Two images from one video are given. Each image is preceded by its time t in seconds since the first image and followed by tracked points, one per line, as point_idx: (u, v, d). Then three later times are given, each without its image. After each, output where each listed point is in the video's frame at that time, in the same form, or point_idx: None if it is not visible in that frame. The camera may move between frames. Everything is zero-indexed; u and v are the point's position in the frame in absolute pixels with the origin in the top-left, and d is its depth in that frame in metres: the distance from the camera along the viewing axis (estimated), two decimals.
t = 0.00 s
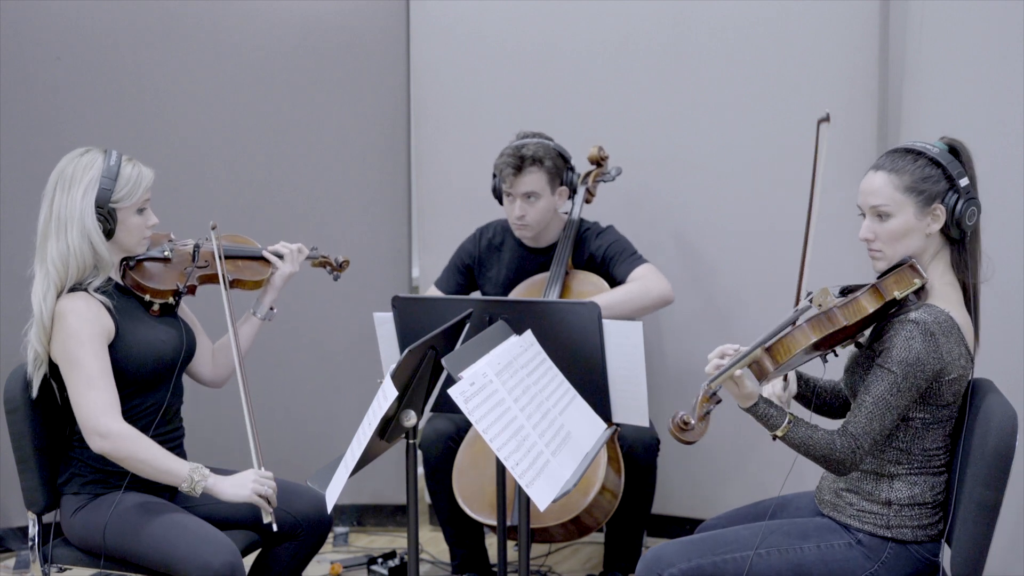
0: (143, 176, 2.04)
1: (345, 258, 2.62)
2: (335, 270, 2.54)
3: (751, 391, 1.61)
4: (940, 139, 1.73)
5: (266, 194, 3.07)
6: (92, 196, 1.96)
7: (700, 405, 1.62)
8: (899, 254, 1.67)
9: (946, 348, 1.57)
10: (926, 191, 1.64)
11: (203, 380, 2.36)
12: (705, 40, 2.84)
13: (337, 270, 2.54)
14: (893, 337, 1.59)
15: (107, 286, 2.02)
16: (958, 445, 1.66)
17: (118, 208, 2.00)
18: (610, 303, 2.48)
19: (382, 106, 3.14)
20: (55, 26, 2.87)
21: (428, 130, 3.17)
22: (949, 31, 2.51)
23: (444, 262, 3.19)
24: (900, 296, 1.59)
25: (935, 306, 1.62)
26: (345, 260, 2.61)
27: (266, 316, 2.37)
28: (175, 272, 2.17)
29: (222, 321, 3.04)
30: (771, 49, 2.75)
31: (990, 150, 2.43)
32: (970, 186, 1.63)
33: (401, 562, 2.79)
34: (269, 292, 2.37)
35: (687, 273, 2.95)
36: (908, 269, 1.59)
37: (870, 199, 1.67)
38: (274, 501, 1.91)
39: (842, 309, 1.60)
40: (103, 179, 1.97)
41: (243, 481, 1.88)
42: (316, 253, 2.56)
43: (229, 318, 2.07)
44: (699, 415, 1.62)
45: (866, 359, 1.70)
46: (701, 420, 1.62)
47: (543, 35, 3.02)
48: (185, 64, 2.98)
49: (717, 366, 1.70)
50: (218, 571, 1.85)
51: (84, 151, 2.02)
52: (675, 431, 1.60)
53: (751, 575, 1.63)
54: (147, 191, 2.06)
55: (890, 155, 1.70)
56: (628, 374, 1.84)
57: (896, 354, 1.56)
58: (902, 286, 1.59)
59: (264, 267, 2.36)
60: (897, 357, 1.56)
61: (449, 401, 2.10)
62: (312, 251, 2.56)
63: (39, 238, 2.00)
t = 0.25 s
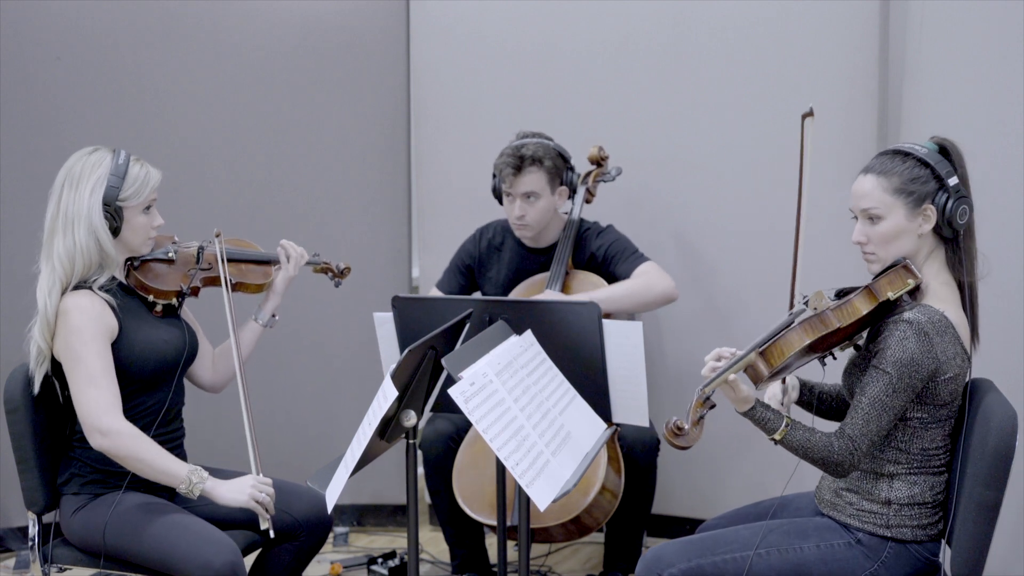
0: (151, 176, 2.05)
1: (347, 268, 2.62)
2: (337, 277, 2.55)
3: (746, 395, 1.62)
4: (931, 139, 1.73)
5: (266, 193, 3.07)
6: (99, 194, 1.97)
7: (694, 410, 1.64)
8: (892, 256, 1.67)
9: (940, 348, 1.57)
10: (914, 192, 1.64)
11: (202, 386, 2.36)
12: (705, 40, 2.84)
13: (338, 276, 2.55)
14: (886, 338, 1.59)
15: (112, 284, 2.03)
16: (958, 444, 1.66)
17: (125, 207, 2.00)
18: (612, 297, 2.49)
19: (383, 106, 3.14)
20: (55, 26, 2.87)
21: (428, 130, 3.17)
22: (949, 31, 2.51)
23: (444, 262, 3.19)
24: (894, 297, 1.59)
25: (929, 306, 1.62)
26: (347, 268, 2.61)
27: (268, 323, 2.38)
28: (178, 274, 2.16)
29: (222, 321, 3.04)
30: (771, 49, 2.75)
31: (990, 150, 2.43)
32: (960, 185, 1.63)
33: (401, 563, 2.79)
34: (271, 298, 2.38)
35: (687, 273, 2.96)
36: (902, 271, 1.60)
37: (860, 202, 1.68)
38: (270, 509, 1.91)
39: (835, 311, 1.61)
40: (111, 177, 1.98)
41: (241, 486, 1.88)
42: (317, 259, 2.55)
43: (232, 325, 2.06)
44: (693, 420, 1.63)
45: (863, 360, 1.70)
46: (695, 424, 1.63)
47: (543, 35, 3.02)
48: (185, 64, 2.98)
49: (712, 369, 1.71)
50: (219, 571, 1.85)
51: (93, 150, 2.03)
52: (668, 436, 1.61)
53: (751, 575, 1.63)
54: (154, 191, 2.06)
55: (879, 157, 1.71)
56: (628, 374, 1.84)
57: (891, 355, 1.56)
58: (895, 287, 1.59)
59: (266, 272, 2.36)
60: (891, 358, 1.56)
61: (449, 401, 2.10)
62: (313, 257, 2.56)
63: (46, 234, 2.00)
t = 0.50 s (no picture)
0: (153, 176, 2.04)
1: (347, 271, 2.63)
2: (338, 279, 2.55)
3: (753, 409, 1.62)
4: (914, 140, 1.73)
5: (266, 193, 3.07)
6: (101, 194, 1.97)
7: (707, 428, 1.64)
8: (886, 262, 1.67)
9: (941, 351, 1.57)
10: (904, 198, 1.64)
11: (202, 387, 2.36)
12: (705, 40, 2.84)
13: (339, 279, 2.56)
14: (887, 342, 1.59)
15: (112, 285, 2.02)
16: (958, 444, 1.66)
17: (127, 207, 2.00)
18: (619, 289, 2.52)
19: (383, 107, 3.14)
20: (55, 26, 2.87)
21: (428, 130, 3.17)
22: (949, 31, 2.51)
23: (444, 262, 3.20)
24: (893, 302, 1.60)
25: (927, 309, 1.62)
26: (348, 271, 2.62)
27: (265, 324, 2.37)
28: (178, 275, 2.16)
29: (222, 321, 3.04)
30: (771, 49, 2.75)
31: (990, 150, 2.43)
32: (948, 186, 1.64)
33: (401, 563, 2.79)
34: (270, 299, 2.37)
35: (687, 273, 2.96)
36: (899, 275, 1.61)
37: (850, 211, 1.67)
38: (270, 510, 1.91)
39: (836, 319, 1.61)
40: (112, 177, 1.98)
41: (242, 485, 1.88)
42: (318, 262, 2.55)
43: (233, 324, 2.07)
44: (705, 439, 1.63)
45: (862, 365, 1.70)
46: (708, 443, 1.63)
47: (544, 35, 3.02)
48: (185, 64, 2.98)
49: (722, 386, 1.70)
50: (220, 570, 1.84)
51: (95, 150, 2.03)
52: (683, 457, 1.62)
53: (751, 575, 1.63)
54: (156, 192, 2.06)
55: (865, 163, 1.70)
56: (628, 374, 1.84)
57: (892, 359, 1.56)
58: (894, 292, 1.60)
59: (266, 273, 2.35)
60: (893, 363, 1.56)
61: (449, 401, 2.10)
62: (314, 259, 2.56)
63: (48, 234, 2.00)
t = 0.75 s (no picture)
0: (149, 177, 2.04)
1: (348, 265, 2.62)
2: (339, 275, 2.53)
3: (760, 419, 1.60)
4: (908, 140, 1.73)
5: (266, 194, 3.07)
6: (95, 195, 1.96)
7: (719, 440, 1.63)
8: (885, 263, 1.67)
9: (943, 354, 1.57)
10: (903, 199, 1.64)
11: (203, 384, 2.36)
12: (705, 40, 2.84)
13: (341, 276, 2.54)
14: (891, 345, 1.59)
15: (109, 286, 2.03)
16: (958, 445, 1.66)
17: (122, 208, 2.00)
18: (627, 283, 2.54)
19: (383, 107, 3.14)
20: (55, 26, 2.87)
21: (428, 130, 3.17)
22: (949, 31, 2.51)
23: (444, 262, 3.20)
24: (895, 305, 1.59)
25: (928, 310, 1.62)
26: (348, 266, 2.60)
27: (264, 321, 2.37)
28: (178, 275, 2.17)
29: (222, 321, 3.04)
30: (771, 49, 2.75)
31: (990, 150, 2.43)
32: (946, 187, 1.64)
33: (401, 563, 2.78)
34: (270, 297, 2.36)
35: (687, 273, 2.96)
36: (901, 277, 1.59)
37: (849, 213, 1.67)
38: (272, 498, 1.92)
39: (841, 323, 1.59)
40: (107, 178, 1.97)
41: (243, 475, 1.89)
42: (320, 258, 2.55)
43: (233, 321, 2.07)
44: (718, 452, 1.61)
45: (862, 367, 1.70)
46: (721, 455, 1.61)
47: (544, 35, 3.02)
48: (185, 64, 2.98)
49: (723, 401, 1.72)
50: (221, 569, 1.85)
51: (91, 151, 2.02)
52: (697, 470, 1.59)
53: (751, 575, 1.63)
54: (152, 193, 2.06)
55: (861, 165, 1.70)
56: (628, 374, 1.84)
57: (896, 362, 1.56)
58: (895, 295, 1.59)
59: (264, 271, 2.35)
60: (897, 366, 1.56)
61: (449, 401, 2.10)
62: (315, 256, 2.56)
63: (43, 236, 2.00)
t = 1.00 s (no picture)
0: (142, 179, 2.02)
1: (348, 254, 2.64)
2: (339, 264, 2.57)
3: (756, 410, 1.60)
4: (917, 138, 1.73)
5: (266, 194, 3.07)
6: (83, 195, 1.95)
7: (712, 430, 1.61)
8: (887, 259, 1.67)
9: (943, 352, 1.57)
10: (910, 195, 1.64)
11: (205, 379, 2.37)
12: (705, 40, 2.84)
13: (341, 264, 2.57)
14: (890, 342, 1.59)
15: (101, 287, 2.01)
16: (957, 445, 1.66)
17: (110, 210, 1.98)
18: (631, 278, 2.56)
19: (383, 107, 3.14)
20: (55, 26, 2.87)
21: (428, 130, 3.17)
22: (949, 31, 2.51)
23: (443, 262, 3.20)
24: (895, 302, 1.60)
25: (928, 308, 1.63)
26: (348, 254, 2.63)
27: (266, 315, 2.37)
28: (176, 275, 2.17)
29: (222, 321, 3.04)
30: (771, 49, 2.75)
31: (990, 150, 2.43)
32: (953, 186, 1.64)
33: (401, 563, 2.78)
34: (270, 292, 2.37)
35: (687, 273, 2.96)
36: (901, 274, 1.61)
37: (855, 206, 1.67)
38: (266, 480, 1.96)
39: (840, 319, 1.60)
40: (96, 179, 1.96)
41: (238, 462, 1.92)
42: (320, 248, 2.57)
43: (230, 316, 2.04)
44: (712, 442, 1.60)
45: (862, 364, 1.70)
46: (714, 446, 1.60)
47: (544, 36, 3.02)
48: (185, 64, 2.98)
49: (721, 391, 1.69)
50: (223, 567, 1.87)
51: (90, 151, 2.02)
52: (688, 459, 1.59)
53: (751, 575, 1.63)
54: (146, 196, 2.03)
55: (869, 159, 1.70)
56: (628, 374, 1.84)
57: (896, 359, 1.56)
58: (896, 292, 1.60)
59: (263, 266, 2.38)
60: (897, 363, 1.56)
61: (449, 401, 2.10)
62: (314, 246, 2.59)
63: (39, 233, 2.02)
